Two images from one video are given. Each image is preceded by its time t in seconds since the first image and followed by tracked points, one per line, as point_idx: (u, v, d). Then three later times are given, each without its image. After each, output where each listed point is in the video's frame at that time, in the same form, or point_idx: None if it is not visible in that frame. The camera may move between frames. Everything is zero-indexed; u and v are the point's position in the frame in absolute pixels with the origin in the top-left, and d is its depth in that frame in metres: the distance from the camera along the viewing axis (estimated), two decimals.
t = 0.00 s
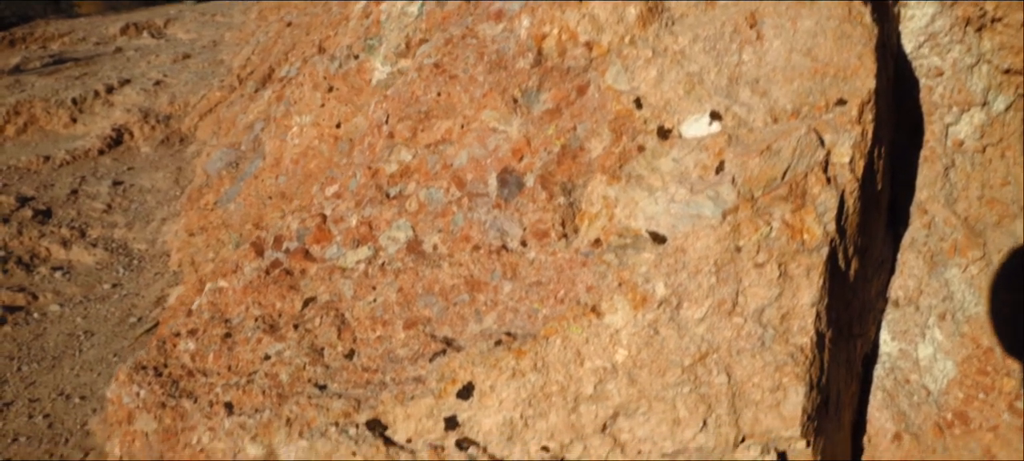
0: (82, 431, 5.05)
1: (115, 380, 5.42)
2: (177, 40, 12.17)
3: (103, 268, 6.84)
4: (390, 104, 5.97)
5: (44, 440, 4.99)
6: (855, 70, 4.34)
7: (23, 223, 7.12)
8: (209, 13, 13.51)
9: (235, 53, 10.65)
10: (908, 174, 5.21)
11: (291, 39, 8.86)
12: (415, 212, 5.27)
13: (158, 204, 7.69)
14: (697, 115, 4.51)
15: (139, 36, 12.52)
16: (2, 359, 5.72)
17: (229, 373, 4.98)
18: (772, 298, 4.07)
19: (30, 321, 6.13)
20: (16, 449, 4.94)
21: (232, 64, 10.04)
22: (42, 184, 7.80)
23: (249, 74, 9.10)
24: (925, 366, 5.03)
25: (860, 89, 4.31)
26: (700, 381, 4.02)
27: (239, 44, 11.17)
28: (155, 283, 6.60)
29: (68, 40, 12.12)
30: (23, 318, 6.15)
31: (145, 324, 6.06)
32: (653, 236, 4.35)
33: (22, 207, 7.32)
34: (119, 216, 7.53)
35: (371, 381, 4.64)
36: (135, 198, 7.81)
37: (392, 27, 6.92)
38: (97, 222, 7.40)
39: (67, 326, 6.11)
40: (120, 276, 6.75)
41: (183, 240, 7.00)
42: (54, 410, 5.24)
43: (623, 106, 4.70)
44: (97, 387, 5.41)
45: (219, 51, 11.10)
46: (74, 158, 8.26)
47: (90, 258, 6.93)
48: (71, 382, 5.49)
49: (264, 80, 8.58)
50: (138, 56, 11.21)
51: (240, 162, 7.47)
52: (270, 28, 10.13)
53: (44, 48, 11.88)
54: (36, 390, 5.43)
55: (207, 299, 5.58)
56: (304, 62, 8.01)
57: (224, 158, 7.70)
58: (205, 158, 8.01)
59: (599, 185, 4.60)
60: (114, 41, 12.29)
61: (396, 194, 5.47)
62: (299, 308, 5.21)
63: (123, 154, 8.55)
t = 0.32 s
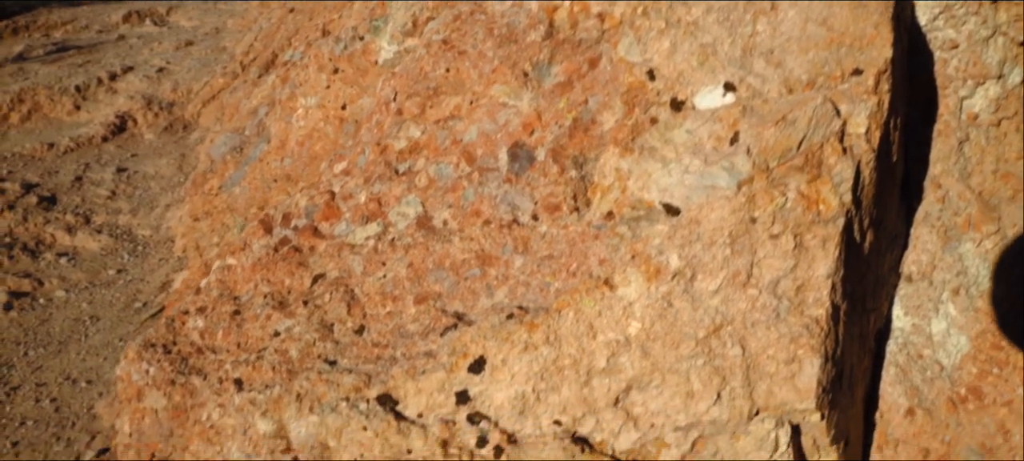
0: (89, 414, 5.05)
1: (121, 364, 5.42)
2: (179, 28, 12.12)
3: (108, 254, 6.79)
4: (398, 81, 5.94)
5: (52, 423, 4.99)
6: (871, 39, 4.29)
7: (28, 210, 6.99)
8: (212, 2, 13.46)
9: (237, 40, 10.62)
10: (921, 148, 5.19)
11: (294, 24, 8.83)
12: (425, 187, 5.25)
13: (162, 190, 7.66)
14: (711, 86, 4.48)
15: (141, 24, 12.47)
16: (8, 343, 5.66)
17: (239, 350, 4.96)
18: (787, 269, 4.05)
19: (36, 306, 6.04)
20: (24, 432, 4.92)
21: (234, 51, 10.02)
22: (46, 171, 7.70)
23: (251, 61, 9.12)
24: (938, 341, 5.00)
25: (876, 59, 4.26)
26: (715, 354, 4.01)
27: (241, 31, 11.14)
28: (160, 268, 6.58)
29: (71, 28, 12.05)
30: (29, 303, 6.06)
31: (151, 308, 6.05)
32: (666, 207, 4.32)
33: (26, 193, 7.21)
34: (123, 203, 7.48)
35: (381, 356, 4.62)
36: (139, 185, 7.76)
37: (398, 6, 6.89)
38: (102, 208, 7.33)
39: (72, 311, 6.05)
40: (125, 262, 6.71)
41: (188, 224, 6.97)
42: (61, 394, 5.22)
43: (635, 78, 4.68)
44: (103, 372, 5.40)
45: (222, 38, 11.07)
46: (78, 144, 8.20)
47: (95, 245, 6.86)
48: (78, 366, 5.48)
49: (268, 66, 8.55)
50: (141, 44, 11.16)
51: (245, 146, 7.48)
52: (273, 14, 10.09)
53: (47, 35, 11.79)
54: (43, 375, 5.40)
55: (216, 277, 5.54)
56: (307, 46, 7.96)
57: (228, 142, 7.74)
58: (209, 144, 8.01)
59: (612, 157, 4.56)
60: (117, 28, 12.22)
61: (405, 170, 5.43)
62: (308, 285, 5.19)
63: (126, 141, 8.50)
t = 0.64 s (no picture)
0: (97, 398, 5.08)
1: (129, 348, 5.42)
2: (184, 14, 12.07)
3: (115, 240, 6.77)
4: (409, 57, 5.90)
5: (60, 407, 5.03)
6: (890, 7, 4.12)
7: (35, 195, 7.03)
8: None
9: (243, 25, 10.59)
10: (939, 121, 5.13)
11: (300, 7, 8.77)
12: (437, 162, 5.18)
13: (168, 177, 7.65)
14: (727, 56, 4.40)
15: (145, 11, 12.40)
16: (18, 328, 5.71)
17: (250, 325, 4.96)
18: (805, 239, 3.99)
19: (44, 291, 6.07)
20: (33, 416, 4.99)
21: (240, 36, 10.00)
22: (53, 157, 7.73)
23: (256, 46, 9.06)
24: (955, 315, 4.96)
25: (895, 27, 4.11)
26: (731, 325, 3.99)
27: (247, 16, 11.10)
28: (167, 254, 6.57)
29: (76, 16, 12.00)
30: (37, 288, 6.09)
31: (158, 292, 6.02)
32: (682, 178, 4.27)
33: (34, 180, 7.22)
34: (130, 189, 7.44)
35: (394, 330, 4.62)
36: (145, 171, 7.74)
37: None
38: (108, 194, 7.33)
39: (80, 295, 6.08)
40: (132, 248, 6.69)
41: (194, 210, 6.94)
42: (70, 378, 5.26)
43: (650, 48, 4.61)
44: (111, 356, 5.41)
45: (227, 24, 11.03)
46: (84, 131, 8.20)
47: (101, 231, 6.84)
48: (86, 351, 5.50)
49: (274, 51, 8.55)
50: (146, 31, 11.12)
51: (251, 130, 7.49)
52: None
53: (53, 22, 11.71)
54: (51, 359, 5.44)
55: (226, 254, 5.57)
56: (314, 29, 7.96)
57: (234, 126, 7.68)
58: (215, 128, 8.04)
59: (627, 127, 4.53)
60: (122, 16, 12.18)
61: (416, 144, 5.39)
62: (319, 260, 5.19)
63: (133, 127, 8.50)
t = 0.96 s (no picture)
0: (107, 382, 5.04)
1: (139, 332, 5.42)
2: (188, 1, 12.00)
3: (122, 226, 6.79)
4: (420, 32, 5.86)
5: (70, 391, 4.99)
6: None
7: (42, 182, 7.04)
8: None
9: (247, 12, 10.54)
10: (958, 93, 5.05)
11: None
12: (450, 135, 5.15)
13: (175, 164, 7.62)
14: (746, 24, 4.31)
15: None
16: (26, 314, 5.73)
17: (262, 301, 5.02)
18: (826, 208, 3.95)
19: (52, 277, 6.11)
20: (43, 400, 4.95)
21: (245, 23, 9.97)
22: (59, 144, 7.75)
23: (262, 33, 9.01)
24: (973, 289, 4.92)
25: None
26: (750, 294, 3.97)
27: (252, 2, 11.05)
28: (175, 240, 6.56)
29: (81, 4, 11.94)
30: (46, 275, 6.12)
31: (166, 278, 6.02)
32: (701, 146, 4.22)
33: (40, 167, 7.20)
34: (137, 175, 7.46)
35: (408, 303, 4.61)
36: (152, 158, 7.73)
37: None
38: (115, 181, 7.33)
39: (88, 282, 6.09)
40: (139, 234, 6.71)
41: (202, 195, 6.92)
42: (79, 363, 5.24)
43: (668, 17, 4.55)
44: (119, 341, 5.38)
45: (231, 12, 10.96)
46: (90, 118, 8.20)
47: (109, 218, 6.87)
48: (95, 337, 5.48)
49: (279, 36, 8.52)
50: (150, 19, 11.06)
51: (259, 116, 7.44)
52: None
53: (58, 10, 11.63)
54: (60, 345, 5.44)
55: (238, 229, 5.57)
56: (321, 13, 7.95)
57: (241, 111, 7.69)
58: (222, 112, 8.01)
59: (644, 97, 4.48)
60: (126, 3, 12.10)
61: (429, 119, 5.35)
62: (332, 235, 5.19)
63: (139, 114, 8.51)
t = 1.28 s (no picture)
0: (116, 365, 5.52)
1: (146, 317, 5.91)
2: None
3: (130, 211, 7.13)
4: (433, 7, 5.84)
5: (80, 374, 5.46)
6: None
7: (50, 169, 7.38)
8: None
9: None
10: (980, 64, 4.96)
11: None
12: (465, 108, 5.10)
13: (182, 149, 7.96)
14: None
15: None
16: (36, 297, 6.12)
17: (276, 275, 5.10)
18: (849, 176, 3.88)
19: (61, 262, 6.50)
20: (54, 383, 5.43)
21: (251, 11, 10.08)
22: (67, 130, 8.06)
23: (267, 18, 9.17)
24: (994, 261, 4.87)
25: None
26: (772, 263, 3.93)
27: None
28: (182, 225, 6.90)
29: None
30: (55, 259, 6.51)
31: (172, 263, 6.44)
32: (722, 114, 4.18)
33: (48, 153, 7.58)
34: (143, 161, 7.79)
35: (424, 276, 4.58)
36: (159, 143, 8.08)
37: None
38: (122, 166, 7.67)
39: (96, 266, 6.49)
40: (147, 218, 7.06)
41: (211, 178, 7.17)
42: (88, 346, 5.71)
43: None
44: (128, 325, 5.86)
45: None
46: (97, 104, 8.50)
47: (116, 203, 7.21)
48: (103, 320, 5.95)
49: (286, 22, 8.65)
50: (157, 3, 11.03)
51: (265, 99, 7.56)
52: None
53: None
54: (70, 328, 5.89)
55: (252, 205, 5.65)
56: None
57: (248, 96, 7.84)
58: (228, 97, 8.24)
59: (664, 65, 4.44)
60: None
61: (443, 93, 5.30)
62: (346, 209, 5.18)
63: (145, 100, 8.83)
